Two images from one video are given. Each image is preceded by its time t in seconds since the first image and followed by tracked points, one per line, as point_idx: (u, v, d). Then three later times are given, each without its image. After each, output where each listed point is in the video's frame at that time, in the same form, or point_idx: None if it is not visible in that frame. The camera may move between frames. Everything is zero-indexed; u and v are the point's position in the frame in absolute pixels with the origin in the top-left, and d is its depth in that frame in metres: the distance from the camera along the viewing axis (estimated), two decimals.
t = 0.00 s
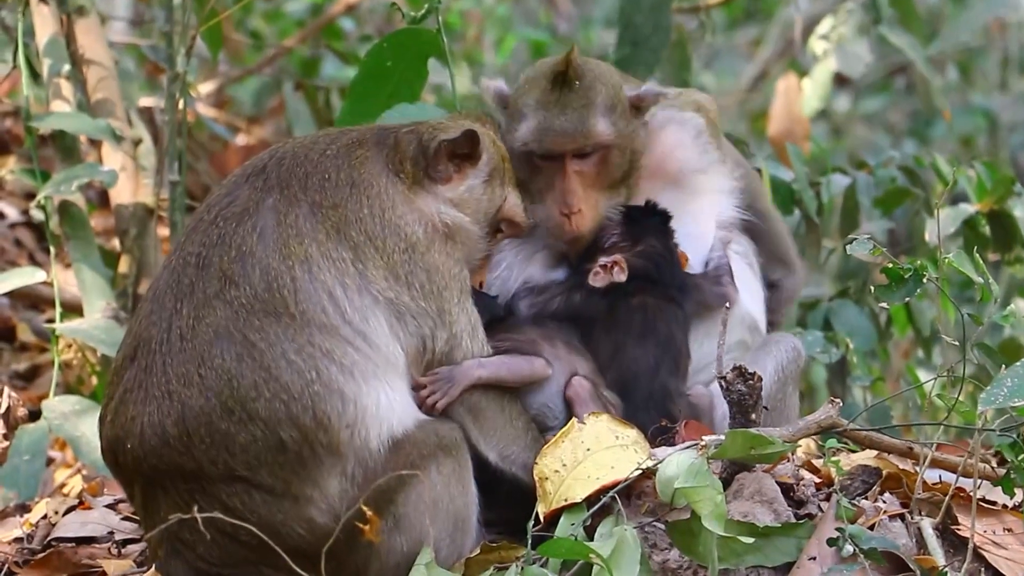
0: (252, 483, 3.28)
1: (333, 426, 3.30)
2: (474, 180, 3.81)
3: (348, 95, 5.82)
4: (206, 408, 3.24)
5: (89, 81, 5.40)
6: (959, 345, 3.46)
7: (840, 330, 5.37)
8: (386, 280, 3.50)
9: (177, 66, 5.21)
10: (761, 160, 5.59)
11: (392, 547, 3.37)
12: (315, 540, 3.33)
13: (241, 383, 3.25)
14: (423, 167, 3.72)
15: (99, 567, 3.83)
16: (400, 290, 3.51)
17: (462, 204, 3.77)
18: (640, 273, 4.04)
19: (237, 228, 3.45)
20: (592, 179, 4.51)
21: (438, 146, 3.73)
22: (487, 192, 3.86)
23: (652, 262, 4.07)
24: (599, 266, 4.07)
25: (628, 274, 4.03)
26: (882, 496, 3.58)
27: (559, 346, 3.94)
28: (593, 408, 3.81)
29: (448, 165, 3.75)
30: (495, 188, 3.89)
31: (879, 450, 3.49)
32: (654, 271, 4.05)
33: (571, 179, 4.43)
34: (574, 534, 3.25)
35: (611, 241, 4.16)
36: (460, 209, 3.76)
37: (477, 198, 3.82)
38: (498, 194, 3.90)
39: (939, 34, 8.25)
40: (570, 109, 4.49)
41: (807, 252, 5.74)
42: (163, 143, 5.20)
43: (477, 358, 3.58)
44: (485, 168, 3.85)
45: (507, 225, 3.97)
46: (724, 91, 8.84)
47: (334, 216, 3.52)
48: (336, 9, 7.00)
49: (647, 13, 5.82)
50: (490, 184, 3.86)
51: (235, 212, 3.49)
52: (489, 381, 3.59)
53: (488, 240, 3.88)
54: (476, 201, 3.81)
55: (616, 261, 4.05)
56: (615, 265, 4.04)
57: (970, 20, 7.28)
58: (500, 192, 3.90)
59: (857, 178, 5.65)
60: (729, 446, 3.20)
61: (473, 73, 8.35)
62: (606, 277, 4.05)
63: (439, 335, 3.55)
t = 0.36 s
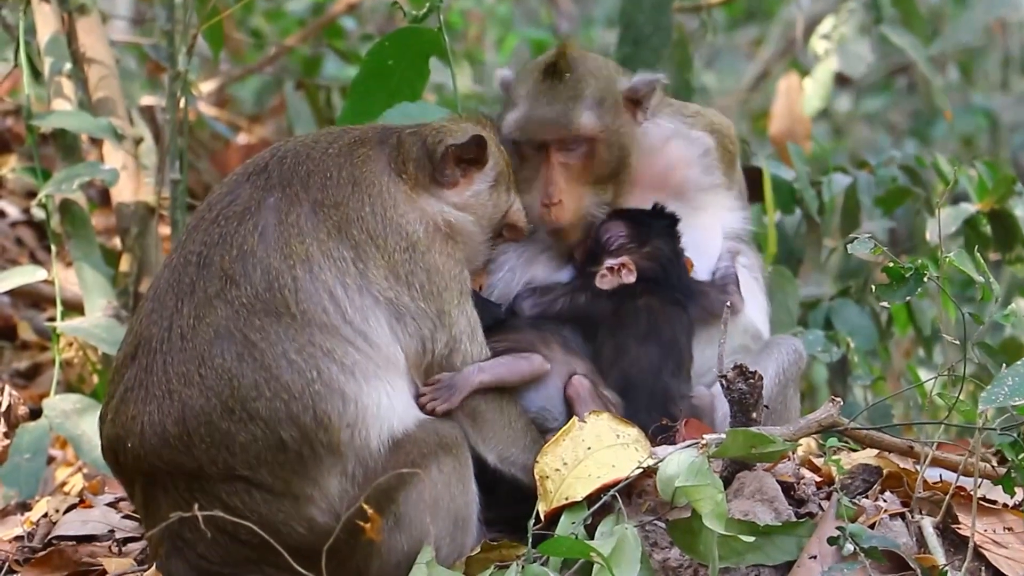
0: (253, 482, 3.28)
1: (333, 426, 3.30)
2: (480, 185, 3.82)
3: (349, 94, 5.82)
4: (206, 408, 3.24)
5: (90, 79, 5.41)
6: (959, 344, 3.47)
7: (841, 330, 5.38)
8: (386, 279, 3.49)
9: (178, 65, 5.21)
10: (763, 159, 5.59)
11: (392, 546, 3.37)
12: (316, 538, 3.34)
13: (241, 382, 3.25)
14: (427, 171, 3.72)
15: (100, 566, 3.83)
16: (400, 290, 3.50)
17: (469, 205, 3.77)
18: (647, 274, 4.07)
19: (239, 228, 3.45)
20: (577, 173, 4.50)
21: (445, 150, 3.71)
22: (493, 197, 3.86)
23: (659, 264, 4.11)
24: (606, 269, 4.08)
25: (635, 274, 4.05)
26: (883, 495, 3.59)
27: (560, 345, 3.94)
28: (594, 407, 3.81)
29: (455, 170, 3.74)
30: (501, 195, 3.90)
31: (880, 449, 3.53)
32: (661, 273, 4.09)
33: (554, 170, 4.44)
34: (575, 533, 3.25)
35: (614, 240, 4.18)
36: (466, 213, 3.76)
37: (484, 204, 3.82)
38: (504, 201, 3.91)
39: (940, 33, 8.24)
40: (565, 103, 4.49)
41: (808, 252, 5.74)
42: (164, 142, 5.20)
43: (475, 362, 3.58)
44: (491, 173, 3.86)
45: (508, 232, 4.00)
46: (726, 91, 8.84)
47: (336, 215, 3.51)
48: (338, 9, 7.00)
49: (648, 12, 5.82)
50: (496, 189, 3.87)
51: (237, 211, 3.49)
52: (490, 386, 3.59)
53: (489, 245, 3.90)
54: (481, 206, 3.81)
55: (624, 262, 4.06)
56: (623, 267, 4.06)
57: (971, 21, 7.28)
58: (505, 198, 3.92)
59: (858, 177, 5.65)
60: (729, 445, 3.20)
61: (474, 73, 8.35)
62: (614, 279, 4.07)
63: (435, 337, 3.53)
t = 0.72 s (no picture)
0: (253, 481, 3.29)
1: (334, 425, 3.31)
2: (486, 192, 3.85)
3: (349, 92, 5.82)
4: (207, 406, 3.25)
5: (92, 78, 5.41)
6: (960, 343, 3.46)
7: (841, 329, 5.38)
8: (388, 278, 3.49)
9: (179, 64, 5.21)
10: (764, 158, 5.59)
11: (393, 544, 3.39)
12: (317, 536, 3.35)
13: (242, 381, 3.25)
14: (429, 171, 3.72)
15: (101, 565, 3.84)
16: (401, 289, 3.49)
17: (473, 209, 3.79)
18: (638, 279, 4.18)
19: (241, 226, 3.45)
20: (625, 114, 4.62)
21: (452, 159, 3.74)
22: (498, 205, 3.89)
23: (647, 268, 4.21)
24: (595, 274, 4.14)
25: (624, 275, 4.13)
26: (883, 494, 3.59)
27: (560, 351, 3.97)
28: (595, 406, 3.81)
29: (461, 176, 3.77)
30: (506, 202, 3.93)
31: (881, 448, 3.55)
32: (650, 277, 4.21)
33: (604, 107, 4.58)
34: (577, 532, 3.25)
35: (603, 244, 4.28)
36: (471, 218, 3.78)
37: (490, 210, 3.85)
38: (507, 209, 3.93)
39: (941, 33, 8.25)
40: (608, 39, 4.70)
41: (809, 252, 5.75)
42: (165, 141, 5.20)
43: (478, 367, 3.56)
44: (496, 181, 3.89)
45: (510, 239, 3.98)
46: (726, 90, 8.84)
47: (338, 214, 3.51)
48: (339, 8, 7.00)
49: (650, 11, 5.83)
50: (501, 196, 3.90)
51: (238, 210, 3.49)
52: (491, 384, 3.59)
53: (492, 251, 3.91)
54: (487, 213, 3.84)
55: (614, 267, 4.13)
56: (614, 271, 4.13)
57: (971, 20, 7.28)
58: (510, 207, 3.94)
59: (859, 177, 5.65)
60: (730, 444, 3.20)
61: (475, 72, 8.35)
62: (604, 283, 4.13)
63: (437, 339, 3.52)
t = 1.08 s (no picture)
0: (253, 481, 3.29)
1: (334, 425, 3.30)
2: (490, 197, 3.83)
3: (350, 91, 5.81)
4: (207, 406, 3.25)
5: (93, 77, 5.41)
6: (960, 343, 3.45)
7: (842, 328, 5.38)
8: (389, 278, 3.49)
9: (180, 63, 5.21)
10: (764, 158, 5.58)
11: (393, 544, 3.40)
12: (316, 536, 3.34)
13: (243, 381, 3.25)
14: (431, 172, 3.72)
15: (101, 564, 3.84)
16: (402, 289, 3.49)
17: (478, 212, 3.78)
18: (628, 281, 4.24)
19: (242, 225, 3.45)
20: (653, 112, 4.55)
21: (455, 161, 3.73)
22: (502, 210, 3.87)
23: (639, 269, 4.24)
24: (590, 276, 4.13)
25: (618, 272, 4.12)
26: (883, 493, 3.59)
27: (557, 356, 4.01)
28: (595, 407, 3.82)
29: (466, 179, 3.76)
30: (510, 205, 3.91)
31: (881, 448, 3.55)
32: (641, 279, 4.24)
33: (635, 109, 4.52)
34: (576, 532, 3.25)
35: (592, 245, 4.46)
36: (475, 223, 3.76)
37: (494, 215, 3.83)
38: (510, 213, 3.91)
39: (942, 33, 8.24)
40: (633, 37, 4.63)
41: (810, 251, 5.75)
42: (166, 139, 5.20)
43: (477, 372, 3.57)
44: (500, 186, 3.87)
45: (511, 243, 3.96)
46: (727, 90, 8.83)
47: (339, 213, 3.51)
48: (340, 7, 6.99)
49: (651, 11, 5.82)
50: (505, 200, 3.88)
51: (240, 209, 3.49)
52: (492, 391, 3.60)
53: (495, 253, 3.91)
54: (491, 218, 3.83)
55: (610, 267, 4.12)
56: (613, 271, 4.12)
57: (973, 20, 7.27)
58: (513, 211, 3.93)
59: (859, 176, 5.65)
60: (730, 444, 3.20)
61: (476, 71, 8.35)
62: (602, 285, 4.13)
63: (439, 340, 3.52)
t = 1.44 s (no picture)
0: (254, 481, 3.28)
1: (334, 426, 3.30)
2: (490, 195, 3.84)
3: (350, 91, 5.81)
4: (208, 407, 3.25)
5: (93, 77, 5.40)
6: (959, 344, 3.44)
7: (842, 328, 5.39)
8: (389, 278, 3.48)
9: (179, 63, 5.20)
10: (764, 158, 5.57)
11: (393, 544, 3.40)
12: (316, 537, 3.34)
13: (243, 381, 3.25)
14: (431, 171, 3.72)
15: (102, 563, 3.84)
16: (402, 289, 3.49)
17: (479, 211, 3.79)
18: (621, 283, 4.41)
19: (242, 225, 3.45)
20: (657, 126, 4.40)
21: (455, 161, 3.73)
22: (501, 209, 3.88)
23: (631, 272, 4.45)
24: (582, 284, 4.22)
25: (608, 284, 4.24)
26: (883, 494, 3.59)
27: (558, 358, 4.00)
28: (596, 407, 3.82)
29: (465, 177, 3.76)
30: (508, 203, 3.92)
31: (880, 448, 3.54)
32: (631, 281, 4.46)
33: (641, 126, 4.35)
34: (577, 532, 3.24)
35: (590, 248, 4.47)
36: (475, 220, 3.77)
37: (493, 213, 3.84)
38: (509, 213, 3.92)
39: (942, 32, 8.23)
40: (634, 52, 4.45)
41: (810, 250, 5.75)
42: (166, 140, 5.20)
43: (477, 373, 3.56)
44: (499, 185, 3.89)
45: (510, 244, 3.98)
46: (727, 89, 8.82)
47: (340, 213, 3.51)
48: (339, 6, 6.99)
49: (651, 10, 5.81)
50: (504, 198, 3.89)
51: (240, 209, 3.49)
52: (492, 393, 3.59)
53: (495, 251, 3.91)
54: (491, 217, 3.84)
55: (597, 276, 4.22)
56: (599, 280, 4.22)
57: (973, 19, 7.26)
58: (512, 210, 3.93)
59: (860, 176, 5.64)
60: (730, 444, 3.19)
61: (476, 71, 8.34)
62: (592, 293, 4.23)
63: (439, 340, 3.52)
